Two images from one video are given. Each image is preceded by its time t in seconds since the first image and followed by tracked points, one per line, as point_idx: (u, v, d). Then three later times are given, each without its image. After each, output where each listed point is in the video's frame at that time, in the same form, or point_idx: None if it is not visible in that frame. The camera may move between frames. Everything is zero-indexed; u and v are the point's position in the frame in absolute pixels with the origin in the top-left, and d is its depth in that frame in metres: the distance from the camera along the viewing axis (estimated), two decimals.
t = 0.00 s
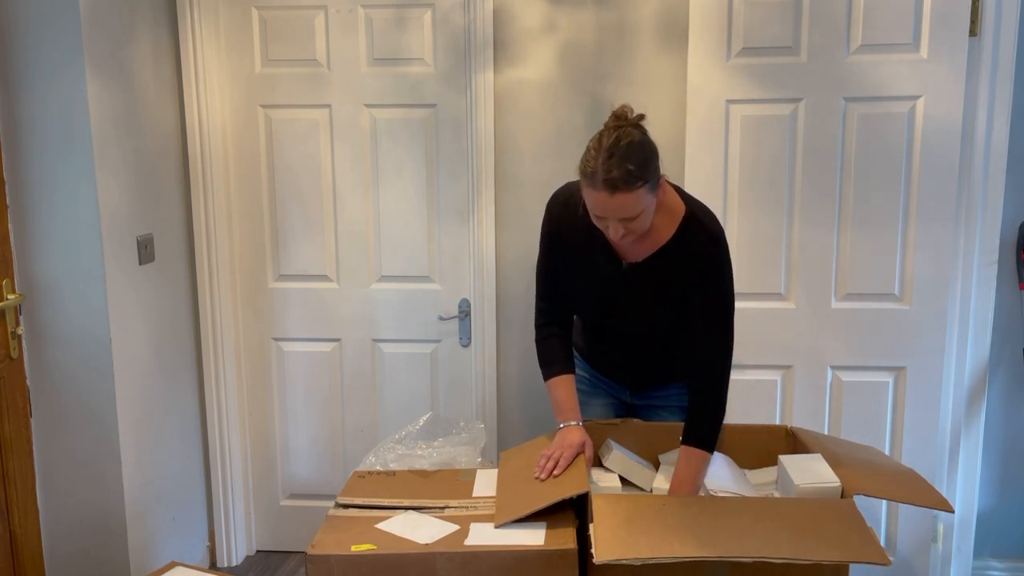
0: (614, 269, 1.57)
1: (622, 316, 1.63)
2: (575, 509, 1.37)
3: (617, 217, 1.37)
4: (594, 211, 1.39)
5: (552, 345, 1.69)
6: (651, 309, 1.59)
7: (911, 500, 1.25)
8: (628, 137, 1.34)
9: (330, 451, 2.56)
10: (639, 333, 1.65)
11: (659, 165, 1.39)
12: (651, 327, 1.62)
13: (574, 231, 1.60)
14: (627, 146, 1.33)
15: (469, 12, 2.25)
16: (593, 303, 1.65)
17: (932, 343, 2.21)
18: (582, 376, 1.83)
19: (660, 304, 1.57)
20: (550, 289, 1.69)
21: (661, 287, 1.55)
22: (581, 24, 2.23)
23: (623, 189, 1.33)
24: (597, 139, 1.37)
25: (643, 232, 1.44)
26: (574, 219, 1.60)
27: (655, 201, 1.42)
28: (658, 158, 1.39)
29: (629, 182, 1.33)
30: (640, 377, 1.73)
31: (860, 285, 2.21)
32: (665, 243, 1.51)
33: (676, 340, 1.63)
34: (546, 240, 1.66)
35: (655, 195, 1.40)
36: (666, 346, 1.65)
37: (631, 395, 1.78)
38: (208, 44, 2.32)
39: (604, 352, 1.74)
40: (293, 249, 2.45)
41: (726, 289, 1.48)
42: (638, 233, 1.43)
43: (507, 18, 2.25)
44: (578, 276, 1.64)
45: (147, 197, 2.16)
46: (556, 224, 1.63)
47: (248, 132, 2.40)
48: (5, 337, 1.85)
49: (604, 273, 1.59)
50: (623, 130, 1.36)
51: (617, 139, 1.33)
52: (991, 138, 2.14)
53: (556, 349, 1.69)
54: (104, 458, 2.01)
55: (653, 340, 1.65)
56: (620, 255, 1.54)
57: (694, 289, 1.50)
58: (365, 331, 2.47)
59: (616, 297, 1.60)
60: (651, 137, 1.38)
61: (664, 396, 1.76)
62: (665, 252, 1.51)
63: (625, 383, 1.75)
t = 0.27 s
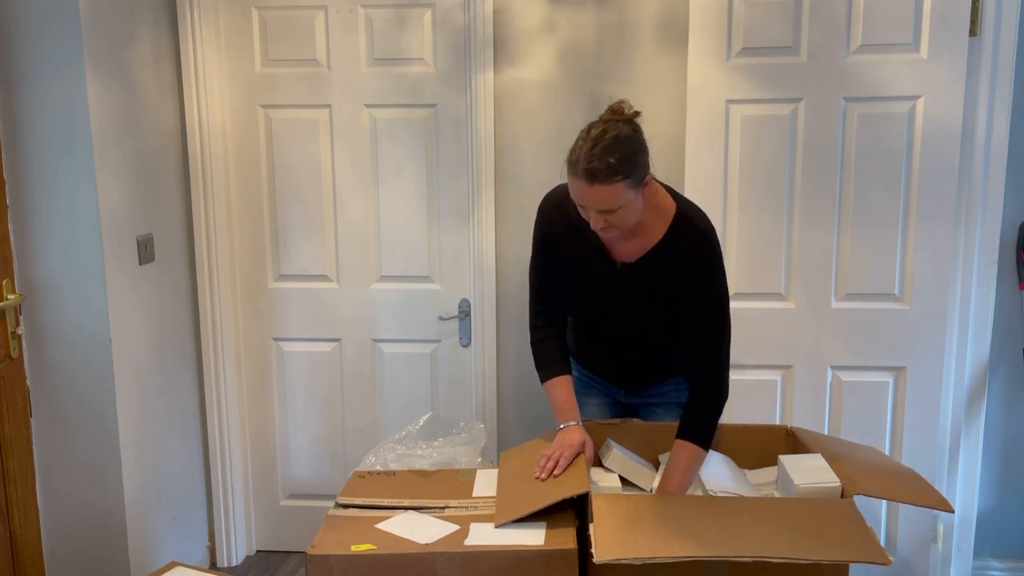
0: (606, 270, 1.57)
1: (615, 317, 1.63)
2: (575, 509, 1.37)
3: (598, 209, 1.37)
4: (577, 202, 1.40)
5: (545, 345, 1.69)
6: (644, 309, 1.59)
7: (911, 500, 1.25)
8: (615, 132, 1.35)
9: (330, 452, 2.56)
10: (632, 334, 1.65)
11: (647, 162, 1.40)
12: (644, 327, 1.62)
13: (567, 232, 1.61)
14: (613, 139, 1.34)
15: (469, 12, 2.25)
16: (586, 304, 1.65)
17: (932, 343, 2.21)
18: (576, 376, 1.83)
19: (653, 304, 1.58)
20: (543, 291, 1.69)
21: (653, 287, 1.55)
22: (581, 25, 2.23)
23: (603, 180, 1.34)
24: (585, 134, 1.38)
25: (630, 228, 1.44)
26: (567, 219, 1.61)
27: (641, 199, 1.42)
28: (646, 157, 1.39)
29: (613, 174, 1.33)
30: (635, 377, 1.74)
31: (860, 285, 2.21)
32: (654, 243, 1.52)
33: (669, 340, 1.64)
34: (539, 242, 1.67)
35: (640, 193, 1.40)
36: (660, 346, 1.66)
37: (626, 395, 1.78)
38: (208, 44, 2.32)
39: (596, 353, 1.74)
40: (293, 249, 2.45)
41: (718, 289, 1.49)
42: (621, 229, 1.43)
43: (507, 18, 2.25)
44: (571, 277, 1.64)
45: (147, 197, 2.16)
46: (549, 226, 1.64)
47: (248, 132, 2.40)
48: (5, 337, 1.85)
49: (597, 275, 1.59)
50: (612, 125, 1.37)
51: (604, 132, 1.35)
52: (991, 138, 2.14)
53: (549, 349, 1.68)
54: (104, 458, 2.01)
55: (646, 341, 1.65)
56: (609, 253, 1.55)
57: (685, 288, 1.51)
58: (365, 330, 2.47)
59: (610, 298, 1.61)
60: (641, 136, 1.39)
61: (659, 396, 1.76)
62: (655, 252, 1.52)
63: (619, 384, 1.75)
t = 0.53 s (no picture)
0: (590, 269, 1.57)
1: (598, 317, 1.63)
2: (575, 509, 1.37)
3: (581, 195, 1.37)
4: (560, 189, 1.39)
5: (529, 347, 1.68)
6: (626, 307, 1.60)
7: (911, 500, 1.24)
8: (592, 117, 1.34)
9: (330, 452, 2.56)
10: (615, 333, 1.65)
11: (625, 147, 1.40)
12: (626, 326, 1.63)
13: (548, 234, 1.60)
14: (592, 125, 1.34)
15: (469, 12, 2.25)
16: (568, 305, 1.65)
17: (932, 343, 2.21)
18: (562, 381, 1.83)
19: (635, 301, 1.59)
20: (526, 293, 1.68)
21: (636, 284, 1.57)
22: (581, 25, 2.23)
23: (585, 166, 1.33)
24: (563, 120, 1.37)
25: (611, 214, 1.44)
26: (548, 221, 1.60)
27: (621, 183, 1.42)
28: (624, 141, 1.39)
29: (593, 159, 1.33)
30: (620, 377, 1.74)
31: (860, 284, 2.21)
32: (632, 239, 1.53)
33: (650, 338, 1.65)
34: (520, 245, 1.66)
35: (620, 177, 1.40)
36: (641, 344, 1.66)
37: (616, 394, 1.78)
38: (208, 44, 2.32)
39: (579, 354, 1.74)
40: (292, 249, 2.45)
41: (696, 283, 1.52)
42: (603, 215, 1.43)
43: (507, 18, 2.25)
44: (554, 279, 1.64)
45: (147, 197, 2.16)
46: (530, 228, 1.63)
47: (248, 132, 2.40)
48: (5, 337, 1.85)
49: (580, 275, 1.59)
50: (588, 111, 1.37)
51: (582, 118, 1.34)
52: (991, 138, 2.14)
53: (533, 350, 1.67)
54: (104, 458, 2.01)
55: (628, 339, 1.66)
56: (588, 243, 1.56)
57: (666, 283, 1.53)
58: (365, 330, 2.47)
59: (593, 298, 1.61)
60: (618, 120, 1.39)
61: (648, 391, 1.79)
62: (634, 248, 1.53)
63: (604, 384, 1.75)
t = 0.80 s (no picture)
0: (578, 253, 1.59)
1: (585, 308, 1.63)
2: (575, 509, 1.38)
3: (572, 164, 1.39)
4: (548, 163, 1.40)
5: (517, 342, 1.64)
6: (615, 288, 1.60)
7: (911, 500, 1.24)
8: (569, 86, 1.37)
9: (330, 452, 2.56)
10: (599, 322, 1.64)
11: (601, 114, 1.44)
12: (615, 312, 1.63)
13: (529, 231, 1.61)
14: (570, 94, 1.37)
15: (469, 12, 2.25)
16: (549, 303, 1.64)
17: (932, 343, 2.21)
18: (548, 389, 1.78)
19: (630, 262, 1.59)
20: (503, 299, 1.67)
21: (626, 258, 1.59)
22: (581, 25, 2.23)
23: (574, 132, 1.36)
24: (541, 94, 1.39)
25: (595, 182, 1.47)
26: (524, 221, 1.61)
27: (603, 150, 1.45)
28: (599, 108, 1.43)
29: (576, 127, 1.36)
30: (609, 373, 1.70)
31: (860, 285, 2.21)
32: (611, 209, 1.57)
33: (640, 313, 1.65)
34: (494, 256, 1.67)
35: (602, 142, 1.44)
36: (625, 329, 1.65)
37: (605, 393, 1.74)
38: (208, 44, 2.32)
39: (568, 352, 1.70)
40: (292, 249, 2.45)
41: (680, 237, 1.59)
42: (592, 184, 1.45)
43: (507, 18, 2.25)
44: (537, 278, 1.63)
45: (147, 197, 2.15)
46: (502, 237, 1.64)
47: (248, 132, 2.40)
48: (5, 337, 1.85)
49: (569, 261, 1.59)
50: (563, 82, 1.39)
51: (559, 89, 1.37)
52: (991, 138, 2.14)
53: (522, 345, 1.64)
54: (104, 458, 2.01)
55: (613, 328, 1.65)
56: (569, 219, 1.58)
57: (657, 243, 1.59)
58: (365, 330, 2.47)
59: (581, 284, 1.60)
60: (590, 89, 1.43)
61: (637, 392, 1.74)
62: (616, 219, 1.56)
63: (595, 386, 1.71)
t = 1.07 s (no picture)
0: (571, 243, 1.56)
1: (578, 302, 1.59)
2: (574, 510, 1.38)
3: (579, 150, 1.41)
4: (555, 149, 1.42)
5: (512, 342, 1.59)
6: (609, 279, 1.58)
7: (911, 500, 1.23)
8: (574, 73, 1.40)
9: (330, 452, 2.56)
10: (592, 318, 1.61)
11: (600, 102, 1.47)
12: (608, 305, 1.60)
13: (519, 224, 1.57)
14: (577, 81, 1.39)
15: (469, 12, 2.25)
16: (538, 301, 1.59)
17: (932, 343, 2.21)
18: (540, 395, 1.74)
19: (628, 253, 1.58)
20: (489, 300, 1.60)
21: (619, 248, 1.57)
22: (581, 25, 2.23)
23: (584, 118, 1.38)
24: (544, 82, 1.40)
25: (597, 169, 1.49)
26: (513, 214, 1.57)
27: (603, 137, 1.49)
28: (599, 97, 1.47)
29: (587, 112, 1.38)
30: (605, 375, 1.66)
31: (861, 285, 2.21)
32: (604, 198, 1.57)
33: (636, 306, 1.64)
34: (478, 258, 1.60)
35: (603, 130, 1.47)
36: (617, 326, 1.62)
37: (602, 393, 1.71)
38: (208, 44, 2.32)
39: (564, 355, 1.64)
40: (292, 249, 2.45)
41: (668, 227, 1.61)
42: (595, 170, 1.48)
43: (507, 18, 2.25)
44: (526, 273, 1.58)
45: (147, 196, 2.15)
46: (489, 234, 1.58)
47: (248, 132, 2.40)
48: (5, 337, 1.85)
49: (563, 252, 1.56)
50: (564, 69, 1.41)
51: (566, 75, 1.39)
52: (991, 138, 2.14)
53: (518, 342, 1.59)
54: (104, 458, 2.01)
55: (606, 324, 1.61)
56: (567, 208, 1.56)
57: (647, 232, 1.60)
58: (365, 331, 2.47)
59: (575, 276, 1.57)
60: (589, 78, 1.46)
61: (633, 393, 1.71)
62: (610, 207, 1.56)
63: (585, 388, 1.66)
